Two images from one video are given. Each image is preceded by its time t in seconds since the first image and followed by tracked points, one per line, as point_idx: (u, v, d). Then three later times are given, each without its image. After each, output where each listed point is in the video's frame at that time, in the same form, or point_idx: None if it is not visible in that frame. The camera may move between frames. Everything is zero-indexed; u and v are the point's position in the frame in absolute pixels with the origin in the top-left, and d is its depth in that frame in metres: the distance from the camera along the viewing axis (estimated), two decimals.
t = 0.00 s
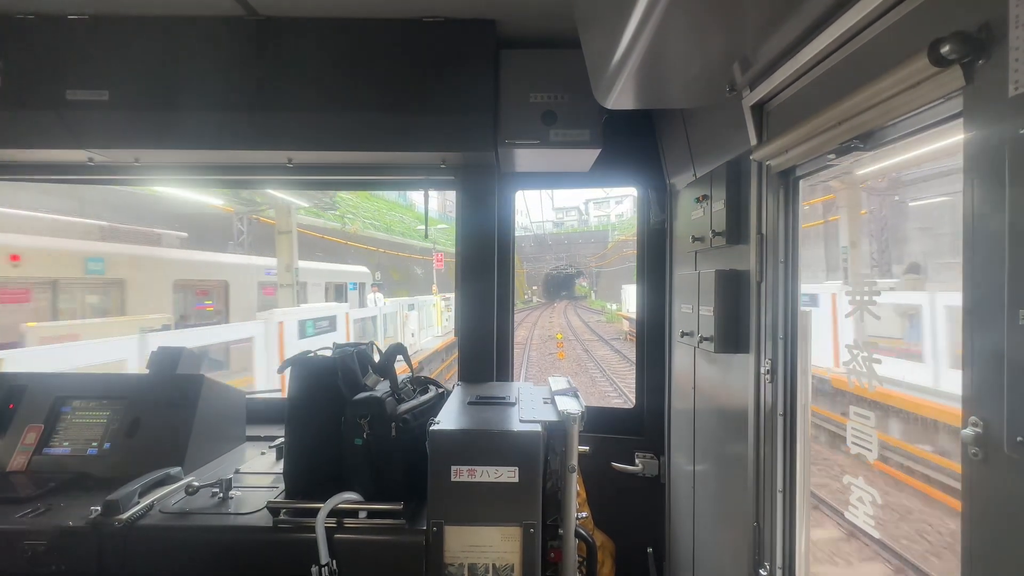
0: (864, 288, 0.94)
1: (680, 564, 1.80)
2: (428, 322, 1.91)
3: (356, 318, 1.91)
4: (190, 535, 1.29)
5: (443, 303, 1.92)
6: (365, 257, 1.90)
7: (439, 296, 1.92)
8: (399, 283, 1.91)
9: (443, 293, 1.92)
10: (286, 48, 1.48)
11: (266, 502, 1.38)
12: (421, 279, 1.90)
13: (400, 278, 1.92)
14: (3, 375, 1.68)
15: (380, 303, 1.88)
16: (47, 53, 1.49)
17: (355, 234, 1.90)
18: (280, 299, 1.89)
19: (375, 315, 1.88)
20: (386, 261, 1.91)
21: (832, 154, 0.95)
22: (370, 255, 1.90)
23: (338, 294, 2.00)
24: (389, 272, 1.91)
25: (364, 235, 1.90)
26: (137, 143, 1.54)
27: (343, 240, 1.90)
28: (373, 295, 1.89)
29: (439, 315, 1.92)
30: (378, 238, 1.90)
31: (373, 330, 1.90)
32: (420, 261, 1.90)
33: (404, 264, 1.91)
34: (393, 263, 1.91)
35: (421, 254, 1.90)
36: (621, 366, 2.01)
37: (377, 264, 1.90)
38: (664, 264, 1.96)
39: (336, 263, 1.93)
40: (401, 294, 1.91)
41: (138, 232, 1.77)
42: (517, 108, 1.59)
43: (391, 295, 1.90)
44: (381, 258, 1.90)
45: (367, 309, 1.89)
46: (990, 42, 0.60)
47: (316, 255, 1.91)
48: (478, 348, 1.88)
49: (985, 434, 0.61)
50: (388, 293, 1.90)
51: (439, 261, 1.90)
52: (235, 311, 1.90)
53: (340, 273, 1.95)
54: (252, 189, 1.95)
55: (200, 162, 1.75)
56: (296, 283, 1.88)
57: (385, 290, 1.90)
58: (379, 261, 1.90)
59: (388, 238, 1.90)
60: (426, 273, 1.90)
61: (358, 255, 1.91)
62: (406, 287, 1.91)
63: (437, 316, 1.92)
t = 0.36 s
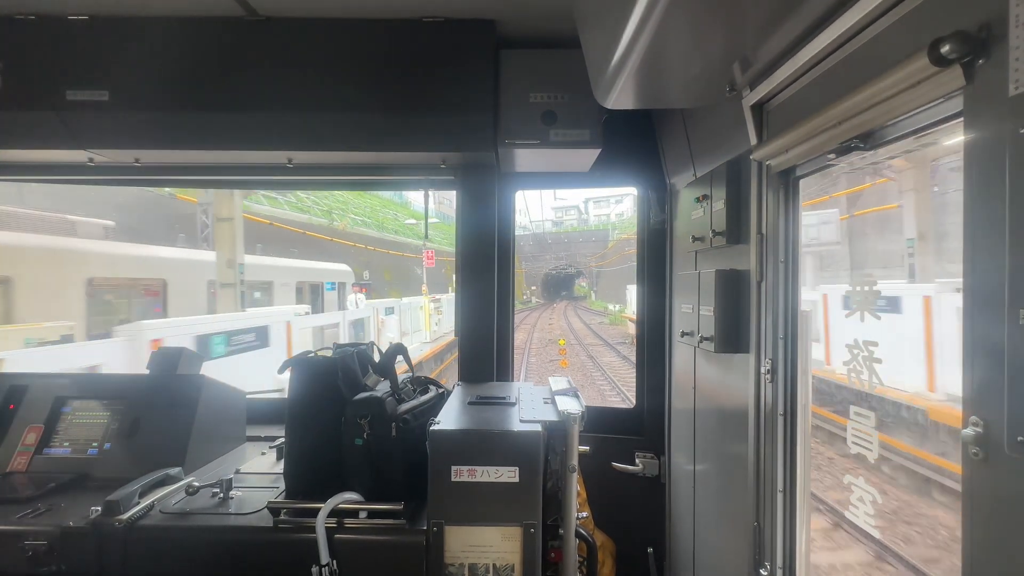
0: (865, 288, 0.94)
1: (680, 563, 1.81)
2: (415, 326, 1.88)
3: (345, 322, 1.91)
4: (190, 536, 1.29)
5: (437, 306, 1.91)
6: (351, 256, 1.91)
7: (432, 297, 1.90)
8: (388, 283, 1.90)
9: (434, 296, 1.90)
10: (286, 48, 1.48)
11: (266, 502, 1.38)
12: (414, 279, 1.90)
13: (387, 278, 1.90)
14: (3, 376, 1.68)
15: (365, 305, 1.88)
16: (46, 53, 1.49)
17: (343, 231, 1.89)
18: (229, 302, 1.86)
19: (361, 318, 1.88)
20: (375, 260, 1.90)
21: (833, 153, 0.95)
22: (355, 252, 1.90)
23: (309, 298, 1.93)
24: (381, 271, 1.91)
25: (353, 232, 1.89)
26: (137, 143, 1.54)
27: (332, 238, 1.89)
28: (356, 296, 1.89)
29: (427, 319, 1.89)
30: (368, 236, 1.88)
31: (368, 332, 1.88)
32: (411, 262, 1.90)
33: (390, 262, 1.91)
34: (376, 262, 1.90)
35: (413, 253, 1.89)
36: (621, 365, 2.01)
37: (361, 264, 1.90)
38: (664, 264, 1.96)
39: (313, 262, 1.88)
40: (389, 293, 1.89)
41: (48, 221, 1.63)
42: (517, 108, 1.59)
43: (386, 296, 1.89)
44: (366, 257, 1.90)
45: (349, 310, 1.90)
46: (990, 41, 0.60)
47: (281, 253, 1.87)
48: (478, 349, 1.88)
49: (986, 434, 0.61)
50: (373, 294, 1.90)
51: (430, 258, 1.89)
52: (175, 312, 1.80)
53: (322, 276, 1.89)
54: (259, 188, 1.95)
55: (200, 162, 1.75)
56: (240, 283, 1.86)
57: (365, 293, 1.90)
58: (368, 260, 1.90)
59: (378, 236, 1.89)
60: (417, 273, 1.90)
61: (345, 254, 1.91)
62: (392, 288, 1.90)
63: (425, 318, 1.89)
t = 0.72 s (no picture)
0: (865, 290, 0.94)
1: (679, 564, 1.80)
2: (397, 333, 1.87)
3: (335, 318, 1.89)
4: (189, 534, 1.29)
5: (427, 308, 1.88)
6: (334, 253, 1.89)
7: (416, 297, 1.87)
8: (370, 281, 1.89)
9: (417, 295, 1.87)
10: (288, 46, 1.48)
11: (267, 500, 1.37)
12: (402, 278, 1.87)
13: (369, 277, 1.89)
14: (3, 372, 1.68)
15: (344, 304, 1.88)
16: (47, 51, 1.49)
17: (329, 227, 1.89)
18: (165, 301, 1.76)
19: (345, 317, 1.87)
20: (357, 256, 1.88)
21: (834, 155, 0.95)
22: (337, 249, 1.89)
23: (278, 303, 1.90)
24: (373, 270, 1.89)
25: (341, 228, 1.89)
26: (138, 141, 1.55)
27: (318, 235, 1.88)
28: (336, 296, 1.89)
29: (410, 323, 1.86)
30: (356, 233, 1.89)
31: (362, 331, 1.85)
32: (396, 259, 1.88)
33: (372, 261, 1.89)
34: (355, 262, 1.89)
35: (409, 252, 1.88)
36: (620, 366, 2.01)
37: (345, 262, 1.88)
38: (665, 264, 1.96)
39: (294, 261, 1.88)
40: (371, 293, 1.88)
41: None
42: (518, 108, 1.59)
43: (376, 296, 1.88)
44: (348, 255, 1.88)
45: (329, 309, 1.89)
46: (991, 44, 0.60)
47: (248, 248, 1.86)
48: (478, 348, 1.88)
49: (985, 437, 0.61)
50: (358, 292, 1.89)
51: (416, 253, 1.85)
52: (77, 314, 1.67)
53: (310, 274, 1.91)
54: (269, 186, 1.97)
55: (201, 159, 1.75)
56: (177, 278, 1.75)
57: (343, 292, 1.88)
58: (352, 259, 1.88)
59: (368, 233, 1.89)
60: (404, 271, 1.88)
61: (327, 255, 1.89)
62: (373, 288, 1.89)
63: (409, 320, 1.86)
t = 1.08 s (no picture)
0: (865, 292, 0.94)
1: (677, 564, 1.81)
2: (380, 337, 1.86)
3: (314, 321, 1.83)
4: (187, 532, 1.29)
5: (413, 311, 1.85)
6: (321, 250, 1.87)
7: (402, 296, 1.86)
8: (354, 280, 1.87)
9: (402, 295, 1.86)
10: (289, 45, 1.48)
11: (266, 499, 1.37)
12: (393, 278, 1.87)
13: (354, 275, 1.87)
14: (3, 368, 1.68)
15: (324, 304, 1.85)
16: (48, 48, 1.49)
17: (314, 222, 1.87)
18: (79, 303, 1.60)
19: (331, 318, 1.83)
20: (344, 252, 1.87)
21: (834, 157, 0.96)
22: (324, 245, 1.87)
23: (238, 304, 1.83)
24: (363, 271, 1.87)
25: (334, 225, 1.88)
26: (138, 139, 1.55)
27: (303, 232, 1.86)
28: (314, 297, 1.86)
29: (392, 327, 1.84)
30: (348, 230, 1.88)
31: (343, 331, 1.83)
32: (383, 258, 1.86)
33: (360, 260, 1.87)
34: (343, 261, 1.87)
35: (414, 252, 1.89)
36: (620, 366, 2.00)
37: (332, 259, 1.87)
38: (665, 265, 1.96)
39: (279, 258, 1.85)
40: (352, 292, 1.87)
41: None
42: (519, 108, 1.59)
43: (366, 295, 1.87)
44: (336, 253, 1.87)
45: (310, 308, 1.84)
46: (993, 46, 0.60)
47: (207, 243, 1.78)
48: (477, 347, 1.88)
49: (984, 440, 0.61)
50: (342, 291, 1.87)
51: (404, 251, 1.85)
52: None
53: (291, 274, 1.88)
54: (263, 186, 1.96)
55: (201, 157, 1.75)
56: (96, 277, 1.61)
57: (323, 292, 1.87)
58: (340, 257, 1.87)
59: (359, 230, 1.89)
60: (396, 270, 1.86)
61: (313, 252, 1.87)
62: (359, 285, 1.87)
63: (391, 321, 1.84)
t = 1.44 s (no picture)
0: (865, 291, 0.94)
1: (677, 564, 1.81)
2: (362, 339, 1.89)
3: (296, 321, 1.85)
4: (188, 532, 1.29)
5: (398, 313, 1.87)
6: (309, 248, 1.87)
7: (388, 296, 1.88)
8: (340, 279, 1.87)
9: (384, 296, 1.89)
10: (288, 45, 1.48)
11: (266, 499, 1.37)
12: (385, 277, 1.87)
13: (341, 275, 1.87)
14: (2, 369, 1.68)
15: (298, 305, 1.85)
16: (47, 48, 1.49)
17: (303, 218, 1.87)
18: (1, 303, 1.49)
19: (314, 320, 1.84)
20: (329, 250, 1.86)
21: (834, 156, 0.96)
22: (311, 242, 1.88)
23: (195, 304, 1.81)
24: (355, 270, 1.87)
25: (324, 223, 1.86)
26: (139, 139, 1.55)
27: (291, 227, 1.87)
28: (287, 298, 1.87)
29: (371, 328, 1.89)
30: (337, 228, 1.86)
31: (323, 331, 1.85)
32: (372, 257, 1.85)
33: (347, 259, 1.86)
34: (330, 259, 1.86)
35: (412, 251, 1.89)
36: (620, 366, 2.00)
37: (319, 258, 1.86)
38: (664, 264, 1.96)
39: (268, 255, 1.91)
40: (335, 291, 1.87)
41: None
42: (519, 108, 1.59)
43: (357, 295, 1.87)
44: (323, 251, 1.86)
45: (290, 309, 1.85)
46: (993, 45, 0.60)
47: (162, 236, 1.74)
48: (477, 347, 1.88)
49: (984, 438, 0.61)
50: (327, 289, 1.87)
51: (392, 248, 1.83)
52: None
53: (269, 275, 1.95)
54: (256, 187, 1.95)
55: (201, 157, 1.75)
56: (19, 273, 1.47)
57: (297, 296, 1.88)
58: (328, 254, 1.86)
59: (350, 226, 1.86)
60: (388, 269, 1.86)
61: (302, 250, 1.88)
62: (345, 284, 1.87)
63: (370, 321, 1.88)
